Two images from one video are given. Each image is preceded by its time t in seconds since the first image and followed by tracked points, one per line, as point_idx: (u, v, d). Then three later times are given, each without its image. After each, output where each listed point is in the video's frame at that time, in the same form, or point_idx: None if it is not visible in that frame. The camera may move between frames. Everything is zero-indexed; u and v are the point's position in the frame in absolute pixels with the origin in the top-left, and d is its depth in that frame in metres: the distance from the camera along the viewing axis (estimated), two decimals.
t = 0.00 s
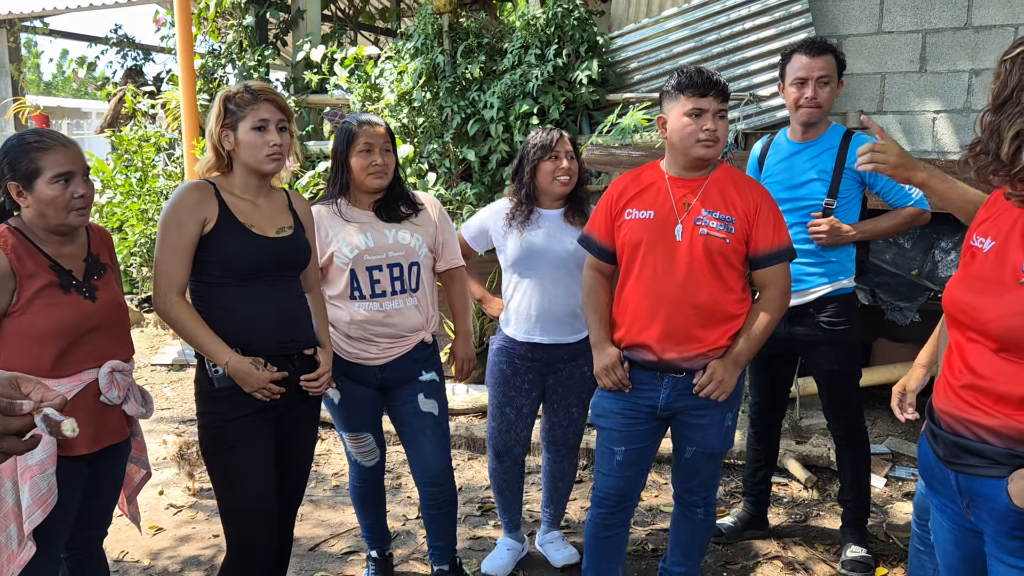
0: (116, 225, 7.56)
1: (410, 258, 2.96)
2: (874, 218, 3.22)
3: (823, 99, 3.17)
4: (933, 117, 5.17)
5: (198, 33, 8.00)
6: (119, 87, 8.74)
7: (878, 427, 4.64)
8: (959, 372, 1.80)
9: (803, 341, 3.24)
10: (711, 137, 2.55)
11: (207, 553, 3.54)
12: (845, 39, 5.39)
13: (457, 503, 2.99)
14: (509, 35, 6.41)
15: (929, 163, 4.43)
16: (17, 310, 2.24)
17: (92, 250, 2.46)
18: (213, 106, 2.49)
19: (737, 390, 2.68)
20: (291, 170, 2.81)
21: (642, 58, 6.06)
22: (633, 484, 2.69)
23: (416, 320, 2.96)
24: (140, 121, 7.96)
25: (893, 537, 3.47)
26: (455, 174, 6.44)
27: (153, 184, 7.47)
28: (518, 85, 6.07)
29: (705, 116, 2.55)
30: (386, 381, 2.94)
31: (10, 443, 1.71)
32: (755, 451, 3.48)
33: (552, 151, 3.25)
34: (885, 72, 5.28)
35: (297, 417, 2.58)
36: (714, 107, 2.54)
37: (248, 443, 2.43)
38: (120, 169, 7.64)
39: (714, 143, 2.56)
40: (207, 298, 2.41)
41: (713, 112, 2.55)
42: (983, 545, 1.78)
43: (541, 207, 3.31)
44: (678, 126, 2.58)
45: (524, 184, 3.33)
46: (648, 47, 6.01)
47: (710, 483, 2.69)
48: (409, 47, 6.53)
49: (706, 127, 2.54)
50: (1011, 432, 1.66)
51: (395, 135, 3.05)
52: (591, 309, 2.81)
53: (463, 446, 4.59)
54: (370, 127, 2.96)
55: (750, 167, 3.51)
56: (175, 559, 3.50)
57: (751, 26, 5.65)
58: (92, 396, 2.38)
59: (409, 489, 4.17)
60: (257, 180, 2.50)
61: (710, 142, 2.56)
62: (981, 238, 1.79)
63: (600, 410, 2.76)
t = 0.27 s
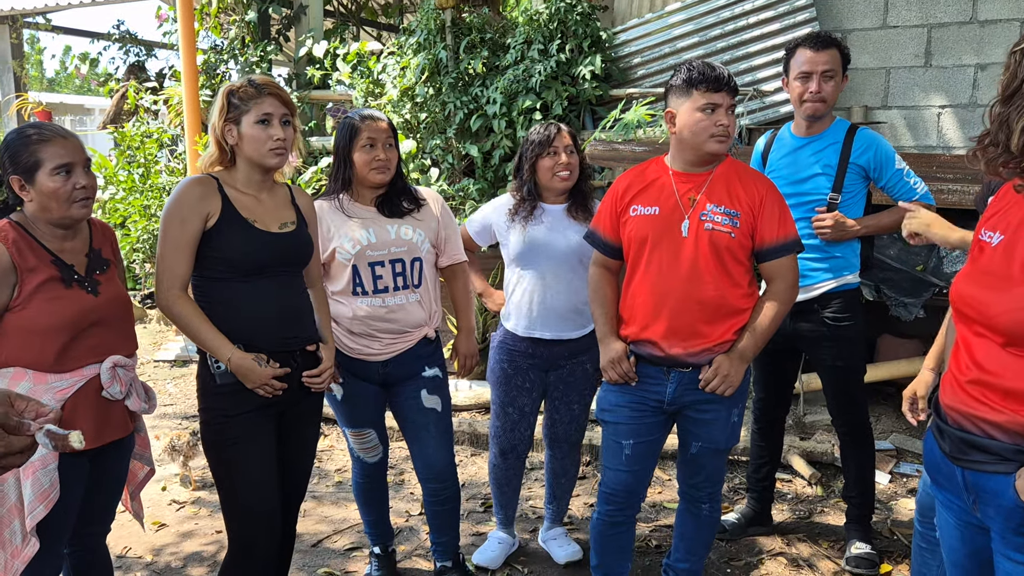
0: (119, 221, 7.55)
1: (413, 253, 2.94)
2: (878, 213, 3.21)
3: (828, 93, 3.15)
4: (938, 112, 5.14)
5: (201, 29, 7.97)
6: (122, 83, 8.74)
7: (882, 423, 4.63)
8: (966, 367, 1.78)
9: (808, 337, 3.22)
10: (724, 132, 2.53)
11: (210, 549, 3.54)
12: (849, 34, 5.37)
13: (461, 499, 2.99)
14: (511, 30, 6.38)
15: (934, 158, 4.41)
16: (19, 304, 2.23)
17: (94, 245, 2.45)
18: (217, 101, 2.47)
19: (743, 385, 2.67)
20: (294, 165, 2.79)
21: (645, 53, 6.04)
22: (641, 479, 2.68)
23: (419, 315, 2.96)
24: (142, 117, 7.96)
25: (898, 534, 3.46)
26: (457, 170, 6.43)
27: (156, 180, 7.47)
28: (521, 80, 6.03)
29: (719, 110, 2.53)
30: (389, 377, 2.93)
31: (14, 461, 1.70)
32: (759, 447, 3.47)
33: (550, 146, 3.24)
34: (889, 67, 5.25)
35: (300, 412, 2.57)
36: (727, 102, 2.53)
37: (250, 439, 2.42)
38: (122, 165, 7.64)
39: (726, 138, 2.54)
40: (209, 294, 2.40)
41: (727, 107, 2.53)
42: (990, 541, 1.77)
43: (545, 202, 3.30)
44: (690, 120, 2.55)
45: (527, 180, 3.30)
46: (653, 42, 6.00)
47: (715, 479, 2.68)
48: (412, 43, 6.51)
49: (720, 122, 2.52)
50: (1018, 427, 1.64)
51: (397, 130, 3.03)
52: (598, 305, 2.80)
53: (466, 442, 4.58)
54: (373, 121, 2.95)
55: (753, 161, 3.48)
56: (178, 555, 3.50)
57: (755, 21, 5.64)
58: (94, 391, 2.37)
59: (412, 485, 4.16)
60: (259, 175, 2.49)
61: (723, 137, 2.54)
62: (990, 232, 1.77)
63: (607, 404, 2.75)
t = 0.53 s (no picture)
0: (121, 217, 7.54)
1: (415, 250, 2.94)
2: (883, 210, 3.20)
3: (832, 89, 3.14)
4: (943, 108, 5.12)
5: (203, 25, 7.96)
6: (124, 79, 8.73)
7: (886, 420, 4.62)
8: (971, 365, 1.77)
9: (811, 333, 3.21)
10: (730, 128, 2.52)
11: (213, 546, 3.54)
12: (854, 30, 5.35)
13: (464, 496, 2.99)
14: (515, 26, 6.37)
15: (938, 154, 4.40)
16: (22, 301, 2.23)
17: (98, 242, 2.45)
18: (220, 97, 2.46)
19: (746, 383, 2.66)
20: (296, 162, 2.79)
21: (648, 49, 6.03)
22: (646, 478, 2.67)
23: (421, 313, 2.95)
24: (145, 113, 7.95)
25: (902, 531, 3.45)
26: (460, 166, 6.42)
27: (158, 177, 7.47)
28: (524, 77, 6.02)
29: (725, 106, 2.51)
30: (392, 374, 2.93)
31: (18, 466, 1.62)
32: (763, 444, 3.46)
33: (544, 143, 3.22)
34: (894, 63, 5.23)
35: (303, 409, 2.57)
36: (733, 98, 2.51)
37: (253, 436, 2.42)
38: (125, 162, 7.65)
39: (732, 135, 2.53)
40: (212, 291, 2.40)
41: (732, 103, 2.52)
42: (995, 539, 1.76)
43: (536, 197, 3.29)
44: (696, 116, 2.54)
45: (518, 175, 3.30)
46: (655, 38, 5.97)
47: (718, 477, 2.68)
48: (414, 39, 6.49)
49: (726, 117, 2.51)
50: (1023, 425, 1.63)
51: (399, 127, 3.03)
52: (601, 301, 2.79)
53: (469, 439, 4.58)
54: (375, 118, 2.94)
55: (758, 158, 3.48)
56: (181, 551, 3.50)
57: (759, 17, 5.61)
58: (98, 388, 2.37)
59: (415, 482, 4.16)
60: (262, 172, 2.49)
61: (728, 133, 2.53)
62: (994, 229, 1.76)
63: (610, 402, 2.74)
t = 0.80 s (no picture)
0: (124, 214, 7.55)
1: (418, 246, 2.93)
2: (887, 206, 3.19)
3: (836, 85, 3.13)
4: (947, 104, 5.11)
5: (205, 21, 7.95)
6: (127, 76, 8.73)
7: (889, 417, 4.61)
8: (976, 362, 1.77)
9: (815, 330, 3.20)
10: (733, 124, 2.51)
11: (217, 542, 3.55)
12: (857, 26, 5.33)
13: (467, 493, 2.99)
14: (517, 22, 6.36)
15: (943, 150, 4.38)
16: (28, 298, 2.23)
17: (105, 238, 2.44)
18: (223, 93, 2.46)
19: (749, 380, 2.66)
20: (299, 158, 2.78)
21: (651, 45, 6.01)
22: (650, 475, 2.67)
23: (424, 309, 2.95)
24: (148, 110, 7.95)
25: (905, 528, 3.45)
26: (463, 162, 6.42)
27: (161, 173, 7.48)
28: (527, 73, 6.02)
29: (728, 102, 2.51)
30: (395, 371, 2.93)
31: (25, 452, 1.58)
32: (766, 441, 3.46)
33: (533, 139, 3.20)
34: (897, 59, 5.21)
35: (306, 406, 2.57)
36: (737, 94, 2.50)
37: (257, 433, 2.42)
38: (128, 159, 7.65)
39: (735, 131, 2.52)
40: (216, 288, 2.40)
41: (736, 99, 2.51)
42: (999, 536, 1.76)
43: (525, 192, 3.26)
44: (700, 112, 2.53)
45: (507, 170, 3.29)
46: (658, 34, 5.96)
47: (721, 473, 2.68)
48: (417, 35, 6.48)
49: (730, 113, 2.50)
50: None
51: (402, 123, 3.02)
52: (604, 298, 2.79)
53: (472, 435, 4.58)
54: (378, 114, 2.93)
55: (762, 155, 3.47)
56: (185, 547, 3.51)
57: (763, 12, 5.59)
58: (104, 386, 2.37)
59: (418, 478, 4.17)
60: (266, 169, 2.49)
61: (732, 129, 2.52)
62: (998, 226, 1.76)
63: (613, 399, 2.74)
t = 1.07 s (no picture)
0: (126, 211, 7.55)
1: (419, 244, 2.93)
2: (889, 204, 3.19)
3: (838, 81, 3.12)
4: (949, 101, 5.09)
5: (207, 18, 7.95)
6: (128, 72, 8.73)
7: (890, 414, 4.61)
8: (974, 361, 1.76)
9: (816, 327, 3.20)
10: (727, 122, 2.50)
11: (218, 538, 3.56)
12: (859, 22, 5.32)
13: (467, 490, 2.99)
14: (519, 18, 6.36)
15: (944, 147, 4.38)
16: (26, 294, 2.24)
17: (105, 235, 2.45)
18: (224, 89, 2.46)
19: (749, 377, 2.66)
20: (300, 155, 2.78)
21: (653, 42, 6.01)
22: (647, 469, 2.67)
23: (425, 306, 2.95)
24: (149, 106, 7.95)
25: (906, 525, 3.45)
26: (464, 160, 6.40)
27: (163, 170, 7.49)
28: (528, 70, 6.06)
29: (723, 99, 2.50)
30: (395, 368, 2.93)
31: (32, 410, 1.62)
32: (766, 438, 3.46)
33: (515, 136, 3.20)
34: (899, 55, 5.21)
35: (307, 402, 2.58)
36: (731, 92, 2.50)
37: (258, 429, 2.43)
38: (130, 155, 7.65)
39: (731, 129, 2.52)
40: (217, 286, 2.40)
41: (731, 96, 2.50)
42: (999, 534, 1.76)
43: (508, 188, 3.26)
44: (695, 110, 2.54)
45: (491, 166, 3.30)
46: (660, 31, 5.96)
47: (722, 470, 2.68)
48: (419, 32, 6.47)
49: (724, 111, 2.50)
50: None
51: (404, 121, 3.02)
52: (605, 295, 2.79)
53: (473, 432, 4.59)
54: (380, 112, 2.93)
55: (765, 152, 3.47)
56: (187, 544, 3.52)
57: (765, 9, 5.56)
58: (102, 383, 2.38)
59: (419, 475, 4.17)
60: (266, 166, 2.49)
61: (727, 127, 2.52)
62: (995, 225, 1.76)
63: (612, 396, 2.74)
